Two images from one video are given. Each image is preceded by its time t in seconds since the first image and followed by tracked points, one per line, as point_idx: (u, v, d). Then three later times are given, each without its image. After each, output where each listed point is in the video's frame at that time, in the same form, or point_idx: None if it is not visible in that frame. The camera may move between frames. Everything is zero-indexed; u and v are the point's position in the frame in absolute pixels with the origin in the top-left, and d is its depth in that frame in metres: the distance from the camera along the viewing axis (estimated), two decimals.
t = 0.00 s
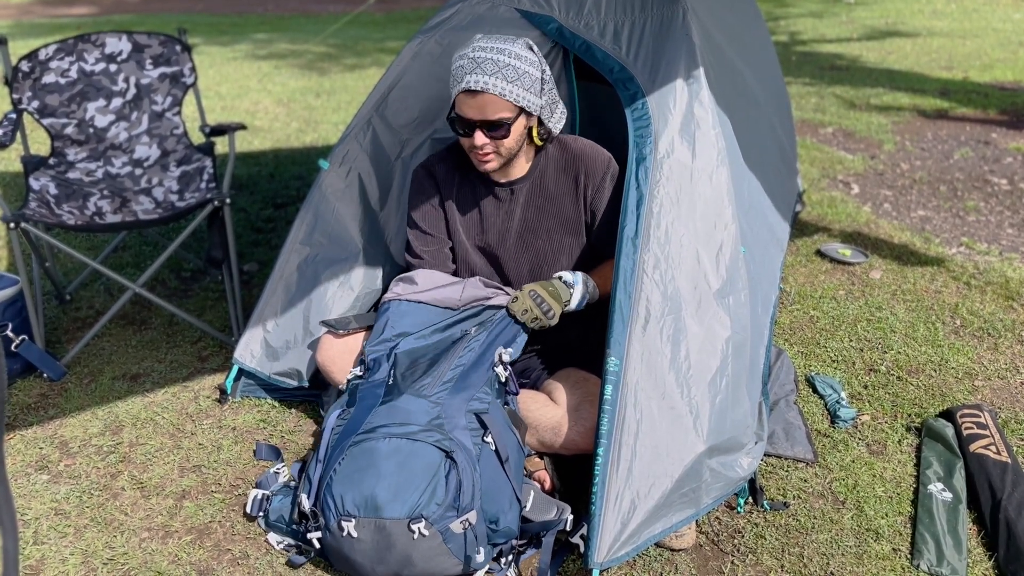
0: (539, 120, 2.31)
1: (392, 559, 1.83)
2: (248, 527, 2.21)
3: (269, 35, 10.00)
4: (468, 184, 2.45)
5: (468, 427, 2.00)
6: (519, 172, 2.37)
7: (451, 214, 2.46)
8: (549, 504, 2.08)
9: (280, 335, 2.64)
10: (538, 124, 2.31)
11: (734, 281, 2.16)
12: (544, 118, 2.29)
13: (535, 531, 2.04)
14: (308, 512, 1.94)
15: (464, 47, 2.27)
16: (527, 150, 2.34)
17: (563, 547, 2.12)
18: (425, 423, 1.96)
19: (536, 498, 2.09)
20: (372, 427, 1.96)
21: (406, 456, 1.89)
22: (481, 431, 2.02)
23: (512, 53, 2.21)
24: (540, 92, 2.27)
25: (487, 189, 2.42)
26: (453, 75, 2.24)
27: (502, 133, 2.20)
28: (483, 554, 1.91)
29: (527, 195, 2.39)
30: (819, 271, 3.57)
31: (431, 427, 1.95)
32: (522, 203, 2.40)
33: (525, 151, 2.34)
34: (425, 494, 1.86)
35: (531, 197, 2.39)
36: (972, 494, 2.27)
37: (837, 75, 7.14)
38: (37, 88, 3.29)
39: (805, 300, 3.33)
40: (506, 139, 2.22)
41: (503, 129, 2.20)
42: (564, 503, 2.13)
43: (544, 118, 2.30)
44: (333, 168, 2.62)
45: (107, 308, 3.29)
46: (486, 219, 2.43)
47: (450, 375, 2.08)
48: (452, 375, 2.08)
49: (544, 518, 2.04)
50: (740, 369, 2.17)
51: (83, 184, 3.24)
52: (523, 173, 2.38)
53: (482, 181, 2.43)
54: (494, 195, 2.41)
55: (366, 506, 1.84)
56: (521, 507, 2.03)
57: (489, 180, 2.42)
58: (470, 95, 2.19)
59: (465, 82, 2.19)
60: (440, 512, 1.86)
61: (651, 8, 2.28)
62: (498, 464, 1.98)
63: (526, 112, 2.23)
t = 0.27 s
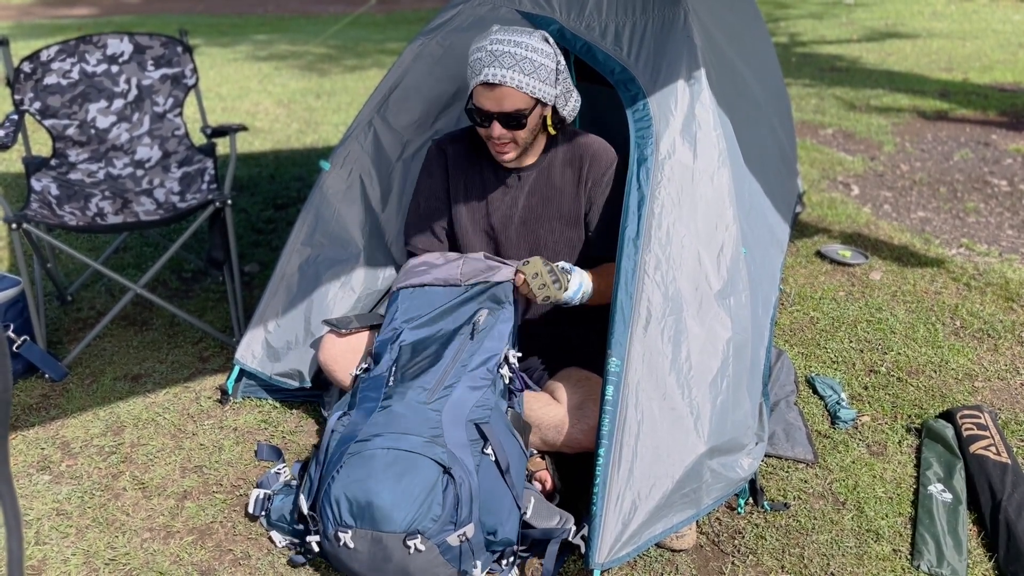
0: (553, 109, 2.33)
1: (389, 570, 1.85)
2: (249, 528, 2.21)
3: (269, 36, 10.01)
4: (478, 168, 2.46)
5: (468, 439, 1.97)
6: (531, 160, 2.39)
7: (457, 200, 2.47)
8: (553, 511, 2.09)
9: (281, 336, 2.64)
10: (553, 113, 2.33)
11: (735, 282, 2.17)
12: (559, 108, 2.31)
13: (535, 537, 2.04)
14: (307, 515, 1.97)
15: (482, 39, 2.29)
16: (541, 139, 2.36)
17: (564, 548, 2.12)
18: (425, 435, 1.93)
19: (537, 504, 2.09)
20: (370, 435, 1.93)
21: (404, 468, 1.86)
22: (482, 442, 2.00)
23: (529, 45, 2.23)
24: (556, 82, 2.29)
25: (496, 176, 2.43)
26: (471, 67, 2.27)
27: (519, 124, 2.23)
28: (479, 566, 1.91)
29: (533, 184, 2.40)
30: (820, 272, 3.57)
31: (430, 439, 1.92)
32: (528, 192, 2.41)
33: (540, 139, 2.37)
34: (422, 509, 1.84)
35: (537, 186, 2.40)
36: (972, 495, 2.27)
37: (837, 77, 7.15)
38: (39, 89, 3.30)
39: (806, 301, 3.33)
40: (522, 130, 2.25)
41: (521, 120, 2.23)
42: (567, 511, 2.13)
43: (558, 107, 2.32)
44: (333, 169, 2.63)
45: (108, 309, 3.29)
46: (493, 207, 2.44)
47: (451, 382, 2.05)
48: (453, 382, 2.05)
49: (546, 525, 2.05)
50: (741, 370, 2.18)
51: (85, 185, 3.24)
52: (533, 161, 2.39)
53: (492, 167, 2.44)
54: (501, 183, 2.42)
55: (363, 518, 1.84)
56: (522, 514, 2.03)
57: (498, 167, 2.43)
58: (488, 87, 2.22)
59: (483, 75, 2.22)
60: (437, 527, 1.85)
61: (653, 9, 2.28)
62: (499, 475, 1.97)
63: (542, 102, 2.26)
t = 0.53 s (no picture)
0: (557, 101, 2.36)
1: None
2: (247, 532, 2.21)
3: (269, 38, 10.01)
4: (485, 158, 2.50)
5: (470, 473, 1.93)
6: (535, 151, 2.42)
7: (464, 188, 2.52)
8: (553, 525, 2.08)
9: (279, 339, 2.64)
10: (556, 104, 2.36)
11: (734, 285, 2.16)
12: (563, 99, 2.34)
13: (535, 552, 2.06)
14: (305, 533, 1.98)
15: (487, 34, 2.33)
16: (545, 130, 2.39)
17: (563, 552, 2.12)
18: (426, 468, 1.89)
19: (539, 515, 2.08)
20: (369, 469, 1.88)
21: (404, 506, 1.83)
22: (483, 474, 1.96)
23: (532, 38, 2.26)
24: (559, 74, 2.32)
25: (501, 166, 2.47)
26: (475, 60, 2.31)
27: (521, 113, 2.26)
28: None
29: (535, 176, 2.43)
30: (819, 275, 3.57)
31: (431, 475, 1.88)
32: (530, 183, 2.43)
33: (544, 130, 2.39)
34: (423, 547, 1.83)
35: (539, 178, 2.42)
36: (971, 499, 2.27)
37: (837, 78, 7.15)
38: (37, 92, 3.30)
39: (805, 304, 3.33)
40: (525, 120, 2.28)
41: (523, 109, 2.25)
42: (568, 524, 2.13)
43: (562, 98, 2.34)
44: (332, 173, 2.63)
45: (106, 312, 3.29)
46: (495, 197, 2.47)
47: (451, 408, 2.00)
48: (454, 409, 2.00)
49: (548, 540, 2.04)
50: (740, 373, 2.17)
51: (83, 188, 3.24)
52: (537, 152, 2.42)
53: (498, 158, 2.48)
54: (506, 174, 2.46)
55: (363, 553, 1.83)
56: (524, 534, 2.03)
57: (504, 158, 2.47)
58: (491, 79, 2.25)
59: (486, 67, 2.25)
60: (437, 563, 1.85)
61: (651, 12, 2.28)
62: (499, 504, 1.96)
63: (544, 94, 2.28)
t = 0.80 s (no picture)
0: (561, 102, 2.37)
1: None
2: (247, 535, 2.21)
3: (269, 40, 10.02)
4: (485, 159, 2.51)
5: (471, 470, 1.93)
6: (536, 151, 2.43)
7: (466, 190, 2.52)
8: (553, 526, 2.08)
9: (280, 342, 2.64)
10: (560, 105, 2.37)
11: (735, 288, 2.17)
12: (566, 100, 2.35)
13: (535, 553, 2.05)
14: (306, 530, 1.98)
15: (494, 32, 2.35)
16: (547, 131, 2.40)
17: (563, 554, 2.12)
18: (427, 463, 1.89)
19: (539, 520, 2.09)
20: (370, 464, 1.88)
21: (405, 501, 1.83)
22: (485, 470, 1.96)
23: (539, 37, 2.28)
24: (563, 74, 2.33)
25: (501, 167, 2.47)
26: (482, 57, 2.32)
27: (528, 111, 2.27)
28: None
29: (536, 176, 2.43)
30: (819, 277, 3.57)
31: (432, 471, 1.87)
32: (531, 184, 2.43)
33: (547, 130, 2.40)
34: (423, 543, 1.83)
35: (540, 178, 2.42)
36: (972, 502, 2.27)
37: (837, 80, 7.15)
38: (38, 95, 3.30)
39: (805, 306, 3.32)
40: (531, 118, 2.29)
41: (529, 108, 2.26)
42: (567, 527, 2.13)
43: (564, 100, 2.35)
44: (332, 175, 2.63)
45: (107, 315, 3.29)
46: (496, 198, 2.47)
47: (453, 406, 2.00)
48: (455, 407, 2.00)
49: (548, 541, 2.05)
50: (741, 376, 2.17)
51: (84, 191, 3.24)
52: (538, 153, 2.43)
53: (498, 159, 2.49)
54: (507, 174, 2.46)
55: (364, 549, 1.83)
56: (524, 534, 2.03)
57: (504, 159, 2.48)
58: (498, 76, 2.27)
59: (493, 64, 2.26)
60: (437, 559, 1.84)
61: (652, 14, 2.28)
62: (500, 502, 1.96)
63: (549, 94, 2.30)
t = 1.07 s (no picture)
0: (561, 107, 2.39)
1: None
2: (249, 537, 2.21)
3: (271, 43, 10.03)
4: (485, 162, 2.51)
5: (473, 461, 1.94)
6: (537, 156, 2.43)
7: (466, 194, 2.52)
8: (555, 527, 2.09)
9: (282, 344, 2.65)
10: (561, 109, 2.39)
11: (736, 290, 2.17)
12: (567, 105, 2.37)
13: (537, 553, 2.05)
14: (308, 525, 1.98)
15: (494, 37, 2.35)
16: (548, 135, 2.41)
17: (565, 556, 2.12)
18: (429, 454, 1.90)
19: (541, 521, 2.10)
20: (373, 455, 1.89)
21: (408, 491, 1.84)
22: (486, 462, 1.97)
23: (540, 41, 2.29)
24: (565, 79, 2.34)
25: (501, 171, 2.48)
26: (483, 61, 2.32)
27: (530, 115, 2.27)
28: None
29: (538, 181, 2.43)
30: (821, 279, 3.57)
31: (434, 461, 1.88)
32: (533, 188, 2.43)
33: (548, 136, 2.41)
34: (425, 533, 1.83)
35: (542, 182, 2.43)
36: (974, 503, 2.27)
37: (838, 82, 7.15)
38: (41, 98, 3.30)
39: (807, 308, 3.33)
40: (533, 123, 2.30)
41: (531, 111, 2.27)
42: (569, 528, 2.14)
43: (565, 105, 2.37)
44: (334, 178, 2.62)
45: (109, 317, 3.30)
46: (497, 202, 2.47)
47: (455, 400, 2.01)
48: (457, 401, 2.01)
49: (548, 541, 2.05)
50: (743, 378, 2.17)
51: (86, 194, 3.25)
52: (539, 158, 2.43)
53: (498, 163, 2.49)
54: (507, 179, 2.46)
55: (366, 539, 1.83)
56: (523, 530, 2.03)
57: (505, 163, 2.48)
58: (500, 80, 2.27)
59: (495, 68, 2.27)
60: (440, 549, 1.84)
61: (653, 17, 2.29)
62: (502, 495, 1.97)
63: (551, 98, 2.31)
